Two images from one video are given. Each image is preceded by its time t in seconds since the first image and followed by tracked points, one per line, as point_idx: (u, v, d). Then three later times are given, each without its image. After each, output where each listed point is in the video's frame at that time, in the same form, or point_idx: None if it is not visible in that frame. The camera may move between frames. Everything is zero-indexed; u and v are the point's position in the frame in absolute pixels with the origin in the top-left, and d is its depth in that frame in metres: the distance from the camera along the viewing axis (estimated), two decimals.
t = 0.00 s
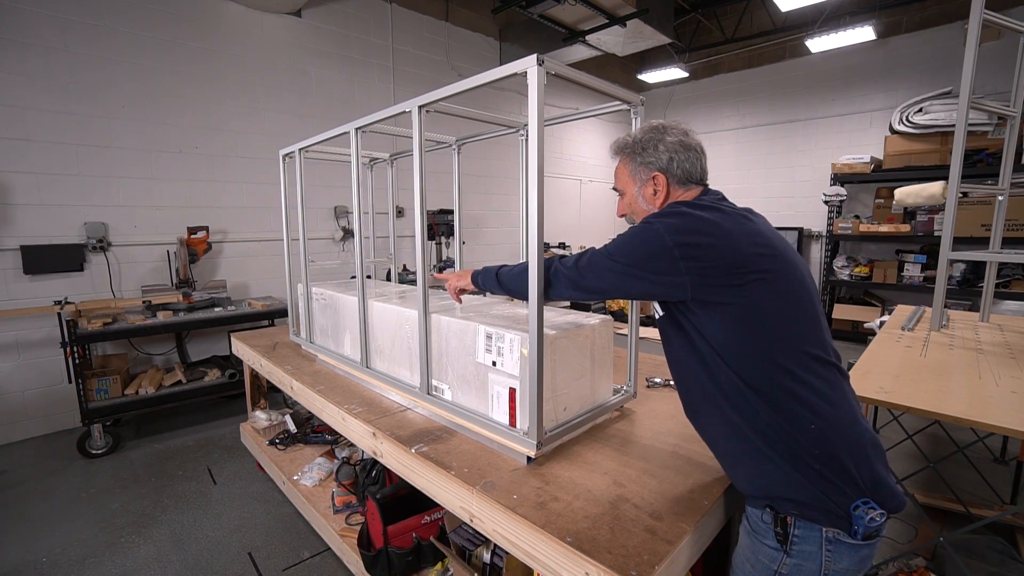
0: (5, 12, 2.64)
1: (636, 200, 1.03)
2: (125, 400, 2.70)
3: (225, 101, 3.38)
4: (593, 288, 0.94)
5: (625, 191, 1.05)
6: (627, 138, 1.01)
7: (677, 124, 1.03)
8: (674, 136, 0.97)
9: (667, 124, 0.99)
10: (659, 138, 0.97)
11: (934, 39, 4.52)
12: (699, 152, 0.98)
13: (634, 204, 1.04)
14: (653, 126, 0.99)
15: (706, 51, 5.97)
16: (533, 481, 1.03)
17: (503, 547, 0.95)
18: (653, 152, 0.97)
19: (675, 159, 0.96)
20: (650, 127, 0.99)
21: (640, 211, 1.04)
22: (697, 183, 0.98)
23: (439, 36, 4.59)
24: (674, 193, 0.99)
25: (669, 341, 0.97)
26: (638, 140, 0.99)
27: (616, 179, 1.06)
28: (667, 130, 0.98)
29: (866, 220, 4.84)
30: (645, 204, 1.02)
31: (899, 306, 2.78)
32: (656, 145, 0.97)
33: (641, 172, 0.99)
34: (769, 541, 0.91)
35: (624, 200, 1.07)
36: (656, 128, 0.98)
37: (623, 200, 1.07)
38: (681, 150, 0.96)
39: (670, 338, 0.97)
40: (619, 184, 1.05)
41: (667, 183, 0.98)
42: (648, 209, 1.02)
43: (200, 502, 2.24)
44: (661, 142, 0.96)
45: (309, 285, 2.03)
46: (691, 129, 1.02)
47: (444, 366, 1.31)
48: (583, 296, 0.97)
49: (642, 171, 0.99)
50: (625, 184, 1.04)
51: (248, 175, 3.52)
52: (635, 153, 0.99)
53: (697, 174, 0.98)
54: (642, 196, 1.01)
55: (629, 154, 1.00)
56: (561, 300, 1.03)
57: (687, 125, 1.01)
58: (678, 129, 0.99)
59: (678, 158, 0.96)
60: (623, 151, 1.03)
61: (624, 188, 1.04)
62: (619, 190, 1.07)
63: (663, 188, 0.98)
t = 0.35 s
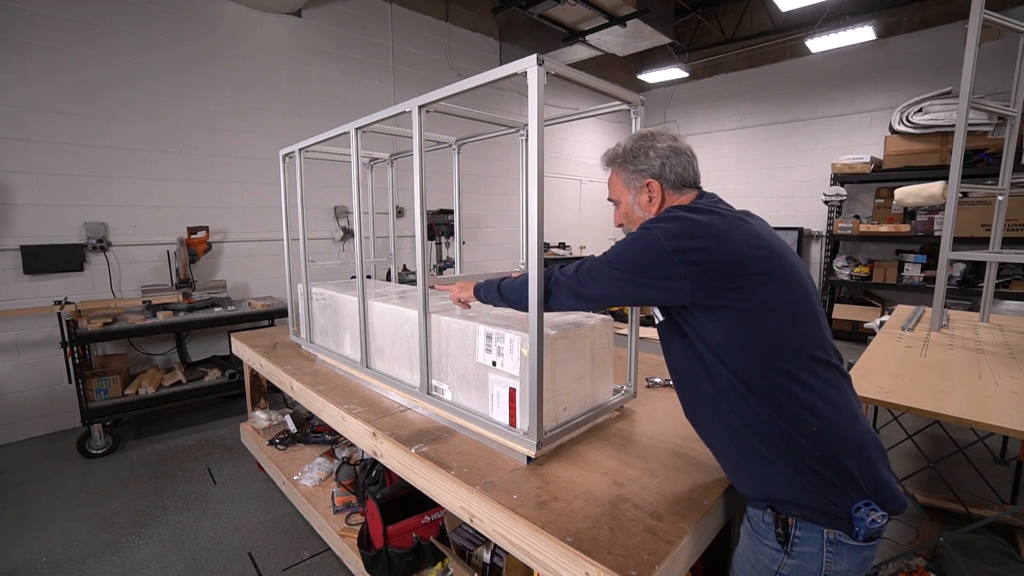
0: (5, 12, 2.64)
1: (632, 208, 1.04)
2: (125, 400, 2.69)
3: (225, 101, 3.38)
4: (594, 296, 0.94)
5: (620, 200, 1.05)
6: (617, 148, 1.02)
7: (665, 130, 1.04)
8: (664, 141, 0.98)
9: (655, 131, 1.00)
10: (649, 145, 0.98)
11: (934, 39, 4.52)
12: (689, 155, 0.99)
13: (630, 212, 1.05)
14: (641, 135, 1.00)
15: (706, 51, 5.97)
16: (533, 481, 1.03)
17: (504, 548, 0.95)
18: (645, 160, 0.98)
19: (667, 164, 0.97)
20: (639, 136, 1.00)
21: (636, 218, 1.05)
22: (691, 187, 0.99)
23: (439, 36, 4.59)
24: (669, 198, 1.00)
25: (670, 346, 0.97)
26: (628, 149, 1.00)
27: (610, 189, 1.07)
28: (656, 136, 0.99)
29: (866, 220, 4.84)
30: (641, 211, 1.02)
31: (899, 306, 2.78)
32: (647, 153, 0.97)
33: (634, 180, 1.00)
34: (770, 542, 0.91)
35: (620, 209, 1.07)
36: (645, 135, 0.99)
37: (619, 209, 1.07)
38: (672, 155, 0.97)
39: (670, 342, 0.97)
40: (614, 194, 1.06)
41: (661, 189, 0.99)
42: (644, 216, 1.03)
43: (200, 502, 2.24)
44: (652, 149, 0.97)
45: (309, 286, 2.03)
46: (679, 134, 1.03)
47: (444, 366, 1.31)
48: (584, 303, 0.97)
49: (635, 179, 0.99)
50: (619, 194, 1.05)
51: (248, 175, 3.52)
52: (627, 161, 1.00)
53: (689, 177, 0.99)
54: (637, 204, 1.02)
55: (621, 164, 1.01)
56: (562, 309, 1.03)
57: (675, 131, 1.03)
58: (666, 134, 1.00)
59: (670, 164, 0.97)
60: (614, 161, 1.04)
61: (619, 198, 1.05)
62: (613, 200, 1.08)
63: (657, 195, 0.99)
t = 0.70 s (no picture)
0: (5, 12, 2.64)
1: (627, 219, 1.04)
2: (125, 400, 2.70)
3: (225, 101, 3.38)
4: (595, 306, 0.94)
5: (615, 212, 1.07)
6: (608, 160, 1.04)
7: (654, 141, 1.06)
8: (653, 151, 0.99)
9: (644, 142, 1.02)
10: (639, 155, 0.99)
11: (934, 39, 4.52)
12: (679, 163, 1.00)
13: (625, 222, 1.06)
14: (631, 146, 1.02)
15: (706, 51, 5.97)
16: (533, 481, 1.03)
17: (504, 548, 0.95)
18: (636, 170, 0.99)
19: (659, 172, 0.98)
20: (628, 147, 1.02)
21: (632, 228, 1.06)
22: (684, 194, 1.00)
23: (439, 37, 4.59)
24: (663, 205, 1.00)
25: (671, 354, 0.97)
26: (619, 160, 1.01)
27: (604, 202, 1.08)
28: (646, 147, 1.01)
29: (866, 220, 4.84)
30: (636, 220, 1.03)
31: (899, 306, 2.78)
32: (638, 163, 0.99)
33: (627, 191, 1.01)
34: (774, 544, 0.91)
35: (615, 220, 1.08)
36: (635, 146, 1.01)
37: (615, 221, 1.08)
38: (663, 164, 0.98)
39: (671, 349, 0.97)
40: (608, 206, 1.07)
41: (654, 197, 1.00)
42: (640, 225, 1.04)
43: (200, 502, 2.24)
44: (643, 159, 0.99)
45: (309, 285, 2.03)
46: (668, 145, 1.05)
47: (444, 366, 1.31)
48: (586, 313, 0.97)
49: (628, 190, 1.01)
50: (614, 206, 1.06)
51: (248, 176, 3.52)
52: (618, 173, 1.01)
53: (682, 184, 1.00)
54: (632, 214, 1.03)
55: (613, 175, 1.03)
56: (563, 321, 1.03)
57: (664, 140, 1.05)
58: (656, 144, 1.01)
59: (662, 172, 0.98)
60: (607, 173, 1.05)
61: (614, 210, 1.06)
62: (609, 212, 1.09)
63: (652, 204, 1.00)
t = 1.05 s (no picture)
0: (5, 12, 2.64)
1: (621, 227, 1.05)
2: (125, 400, 2.69)
3: (225, 101, 3.38)
4: (592, 313, 0.94)
5: (608, 221, 1.07)
6: (600, 170, 1.04)
7: (642, 150, 1.06)
8: (643, 160, 1.00)
9: (633, 151, 1.02)
10: (630, 165, 1.00)
11: (934, 39, 4.52)
12: (669, 170, 1.01)
13: (619, 231, 1.06)
14: (621, 156, 1.02)
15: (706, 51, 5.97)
16: (533, 481, 1.03)
17: (504, 548, 0.95)
18: (627, 179, 0.99)
19: (650, 181, 0.98)
20: (618, 157, 1.02)
21: (625, 236, 1.06)
22: (676, 201, 1.00)
23: (439, 36, 4.59)
24: (655, 213, 1.01)
25: (669, 359, 0.96)
26: (610, 170, 1.02)
27: (597, 212, 1.08)
28: (635, 156, 1.01)
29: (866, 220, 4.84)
30: (630, 229, 1.03)
31: (899, 306, 2.78)
32: (629, 172, 0.99)
33: (619, 200, 1.01)
34: (775, 545, 0.91)
35: (609, 229, 1.08)
36: (625, 156, 1.02)
37: (608, 230, 1.08)
38: (654, 172, 0.99)
39: (668, 355, 0.97)
40: (601, 216, 1.07)
41: (647, 206, 1.00)
42: (633, 234, 1.04)
43: (200, 502, 2.24)
44: (633, 168, 0.99)
45: (309, 285, 2.03)
46: (657, 152, 1.06)
47: (444, 367, 1.31)
48: (583, 320, 0.97)
49: (621, 199, 1.01)
50: (607, 215, 1.06)
51: (248, 175, 3.52)
52: (610, 182, 1.01)
53: (673, 191, 1.00)
54: (625, 222, 1.03)
55: (605, 185, 1.03)
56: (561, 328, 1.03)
57: (652, 149, 1.05)
58: (645, 154, 1.02)
59: (653, 180, 0.98)
60: (597, 184, 1.05)
61: (607, 219, 1.06)
62: (602, 221, 1.09)
63: (645, 212, 1.00)
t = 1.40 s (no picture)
0: (5, 12, 2.64)
1: (612, 235, 1.05)
2: (125, 401, 2.69)
3: (225, 101, 3.38)
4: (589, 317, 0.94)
5: (600, 229, 1.07)
6: (591, 178, 1.04)
7: (634, 158, 1.06)
8: (634, 168, 1.00)
9: (624, 160, 1.02)
10: (621, 173, 1.00)
11: (934, 39, 4.52)
12: (660, 179, 1.01)
13: (610, 239, 1.06)
14: (612, 165, 1.03)
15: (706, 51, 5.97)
16: (533, 481, 1.03)
17: (504, 548, 0.95)
18: (618, 187, 1.00)
19: (640, 189, 0.99)
20: (610, 166, 1.03)
21: (617, 244, 1.06)
22: (667, 208, 1.01)
23: (439, 36, 4.58)
24: (646, 221, 1.01)
25: (666, 362, 0.97)
26: (601, 178, 1.02)
27: (588, 219, 1.09)
28: (626, 165, 1.01)
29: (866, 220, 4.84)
30: (621, 236, 1.04)
31: (899, 306, 2.78)
32: (620, 181, 1.00)
33: (611, 209, 1.01)
34: (775, 545, 0.92)
35: (600, 236, 1.09)
36: (617, 164, 1.02)
37: (600, 237, 1.09)
38: (644, 181, 0.99)
39: (665, 357, 0.97)
40: (593, 223, 1.08)
41: (637, 214, 1.00)
42: (624, 241, 1.04)
43: (200, 502, 2.24)
44: (624, 177, 1.00)
45: (309, 285, 2.03)
46: (647, 160, 1.06)
47: (444, 367, 1.31)
48: (581, 323, 0.97)
49: (612, 207, 1.01)
50: (598, 223, 1.06)
51: (248, 176, 3.52)
52: (601, 191, 1.02)
53: (663, 199, 1.01)
54: (617, 230, 1.03)
55: (596, 194, 1.03)
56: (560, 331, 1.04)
57: (643, 157, 1.05)
58: (636, 162, 1.02)
59: (643, 189, 0.99)
60: (589, 192, 1.06)
61: (598, 227, 1.07)
62: (593, 229, 1.09)
63: (635, 220, 1.00)
